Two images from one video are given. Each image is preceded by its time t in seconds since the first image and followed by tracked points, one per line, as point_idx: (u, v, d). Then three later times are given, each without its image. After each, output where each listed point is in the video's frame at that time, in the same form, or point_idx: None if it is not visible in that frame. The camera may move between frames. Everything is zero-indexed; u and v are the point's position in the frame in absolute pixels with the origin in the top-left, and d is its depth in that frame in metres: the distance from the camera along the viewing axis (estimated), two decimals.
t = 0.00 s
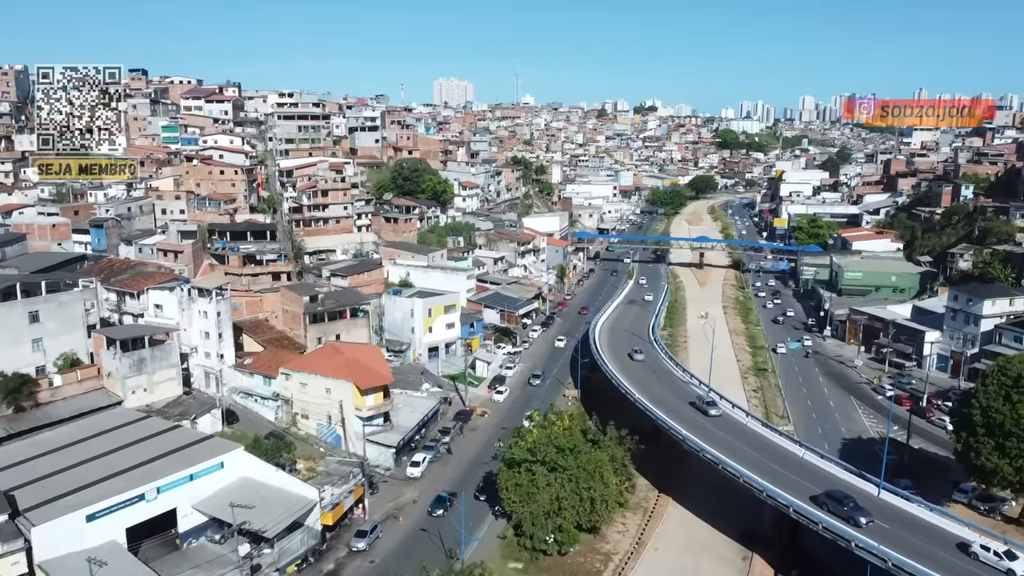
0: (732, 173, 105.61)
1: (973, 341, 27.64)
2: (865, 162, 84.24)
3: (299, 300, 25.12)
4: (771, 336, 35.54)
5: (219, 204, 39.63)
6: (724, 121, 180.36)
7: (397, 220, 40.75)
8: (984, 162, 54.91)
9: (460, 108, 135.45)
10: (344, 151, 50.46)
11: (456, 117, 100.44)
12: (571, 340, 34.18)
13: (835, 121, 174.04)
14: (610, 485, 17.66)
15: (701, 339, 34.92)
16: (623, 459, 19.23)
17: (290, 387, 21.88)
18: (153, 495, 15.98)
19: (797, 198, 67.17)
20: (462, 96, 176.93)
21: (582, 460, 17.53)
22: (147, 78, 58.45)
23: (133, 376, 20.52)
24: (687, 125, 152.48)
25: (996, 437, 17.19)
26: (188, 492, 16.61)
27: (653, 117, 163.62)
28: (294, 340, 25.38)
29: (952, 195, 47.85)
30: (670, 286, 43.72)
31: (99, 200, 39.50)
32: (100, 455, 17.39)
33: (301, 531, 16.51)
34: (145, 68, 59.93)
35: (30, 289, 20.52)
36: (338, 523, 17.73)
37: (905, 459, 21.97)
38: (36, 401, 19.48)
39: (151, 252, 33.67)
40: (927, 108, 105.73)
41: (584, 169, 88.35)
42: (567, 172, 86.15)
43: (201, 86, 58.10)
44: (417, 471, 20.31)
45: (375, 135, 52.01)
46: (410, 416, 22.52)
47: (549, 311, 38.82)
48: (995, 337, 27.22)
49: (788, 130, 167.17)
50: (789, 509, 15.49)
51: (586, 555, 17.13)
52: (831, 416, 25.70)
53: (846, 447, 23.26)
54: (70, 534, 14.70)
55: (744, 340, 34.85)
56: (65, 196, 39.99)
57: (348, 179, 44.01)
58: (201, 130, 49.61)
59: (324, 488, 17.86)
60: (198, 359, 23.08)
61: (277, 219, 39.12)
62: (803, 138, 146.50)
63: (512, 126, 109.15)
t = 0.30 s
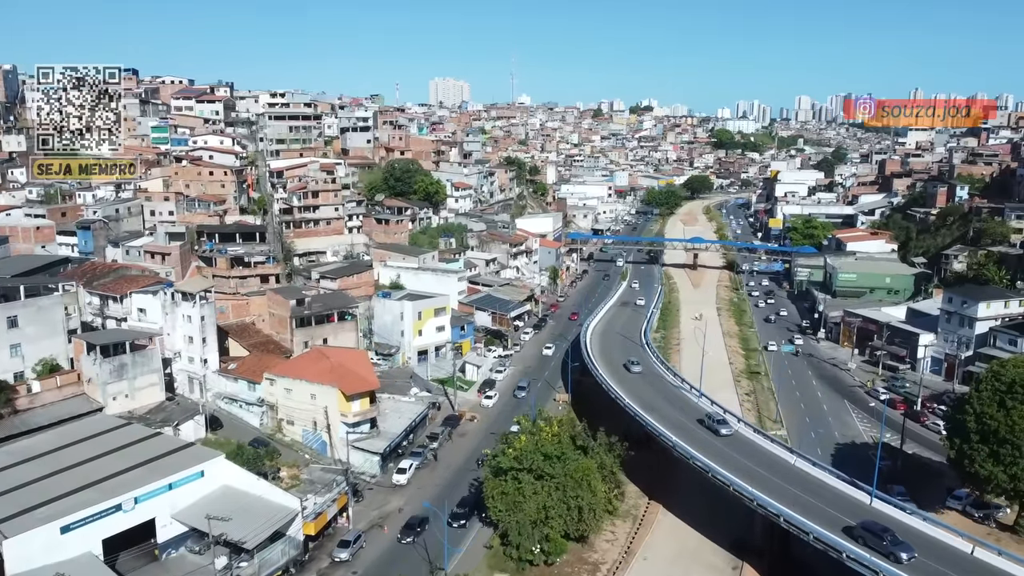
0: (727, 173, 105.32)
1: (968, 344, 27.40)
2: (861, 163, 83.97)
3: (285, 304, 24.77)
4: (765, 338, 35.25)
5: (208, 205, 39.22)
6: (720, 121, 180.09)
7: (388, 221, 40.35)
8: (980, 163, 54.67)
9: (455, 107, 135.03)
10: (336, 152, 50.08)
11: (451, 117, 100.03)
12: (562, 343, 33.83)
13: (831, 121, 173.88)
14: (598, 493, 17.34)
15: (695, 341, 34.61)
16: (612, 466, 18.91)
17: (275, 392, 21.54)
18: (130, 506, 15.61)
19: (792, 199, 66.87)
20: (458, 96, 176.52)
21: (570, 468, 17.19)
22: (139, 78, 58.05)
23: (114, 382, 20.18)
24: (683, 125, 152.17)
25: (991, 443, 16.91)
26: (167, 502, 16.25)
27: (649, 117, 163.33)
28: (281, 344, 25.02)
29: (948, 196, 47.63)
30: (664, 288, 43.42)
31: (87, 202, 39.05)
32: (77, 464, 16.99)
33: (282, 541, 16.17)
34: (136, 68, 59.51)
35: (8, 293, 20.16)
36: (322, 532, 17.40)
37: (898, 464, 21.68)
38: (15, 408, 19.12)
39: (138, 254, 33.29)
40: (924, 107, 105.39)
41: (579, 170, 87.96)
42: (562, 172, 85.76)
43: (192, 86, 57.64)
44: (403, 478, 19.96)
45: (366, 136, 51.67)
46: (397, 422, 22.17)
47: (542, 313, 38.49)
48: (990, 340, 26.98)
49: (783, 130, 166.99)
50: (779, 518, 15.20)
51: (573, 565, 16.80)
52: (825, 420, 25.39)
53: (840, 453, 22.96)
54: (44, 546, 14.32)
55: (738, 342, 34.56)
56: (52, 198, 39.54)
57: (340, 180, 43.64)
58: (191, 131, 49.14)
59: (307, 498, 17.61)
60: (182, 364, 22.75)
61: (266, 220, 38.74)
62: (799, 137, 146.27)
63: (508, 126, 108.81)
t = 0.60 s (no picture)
0: (726, 174, 105.04)
1: (966, 348, 27.10)
2: (859, 163, 83.69)
3: (274, 308, 24.43)
4: (762, 341, 34.94)
5: (200, 207, 38.89)
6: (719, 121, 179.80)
7: (382, 223, 39.99)
8: (978, 163, 54.32)
9: (453, 108, 134.92)
10: (331, 153, 49.81)
11: (448, 117, 99.75)
12: (557, 346, 33.50)
13: (829, 121, 173.61)
14: (589, 503, 17.01)
15: (691, 344, 34.28)
16: (604, 474, 18.57)
17: (263, 399, 21.21)
18: (111, 516, 15.28)
19: (790, 199, 66.56)
20: (456, 96, 176.28)
21: (561, 477, 16.87)
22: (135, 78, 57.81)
23: (98, 389, 19.84)
24: (681, 125, 151.94)
25: (988, 452, 16.61)
26: (149, 512, 15.91)
27: (647, 117, 163.07)
28: (270, 349, 24.69)
29: (946, 197, 47.35)
30: (660, 290, 43.11)
31: (78, 204, 38.72)
32: (57, 473, 16.61)
33: (266, 553, 15.89)
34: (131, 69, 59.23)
35: None
36: (308, 543, 17.10)
37: (896, 471, 21.36)
38: None
39: (129, 256, 32.98)
40: (924, 107, 104.99)
41: (577, 170, 87.69)
42: (559, 172, 85.48)
43: (187, 86, 57.33)
44: (392, 487, 19.61)
45: (361, 137, 51.41)
46: (386, 428, 21.85)
47: (537, 316, 38.17)
48: (988, 344, 26.69)
49: (782, 130, 166.77)
50: (773, 529, 14.87)
51: None
52: (821, 425, 25.07)
53: (836, 459, 22.65)
54: (21, 559, 13.97)
55: (734, 346, 34.24)
56: (44, 200, 39.24)
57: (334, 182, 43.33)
58: (185, 131, 48.83)
59: (293, 508, 17.33)
60: (168, 370, 22.42)
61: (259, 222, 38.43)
62: (798, 137, 145.98)
63: (505, 126, 108.58)
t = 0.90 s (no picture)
0: (721, 174, 104.87)
1: (961, 352, 26.88)
2: (854, 164, 83.54)
3: (260, 313, 24.08)
4: (756, 344, 34.67)
5: (189, 209, 38.49)
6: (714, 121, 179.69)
7: (373, 225, 39.60)
8: (973, 165, 54.21)
9: (448, 108, 134.68)
10: (323, 155, 49.50)
11: (442, 117, 99.37)
12: (549, 350, 33.17)
13: (825, 121, 173.65)
14: (577, 513, 16.69)
15: (684, 348, 34.00)
16: (593, 483, 18.26)
17: (247, 406, 20.86)
18: (87, 530, 14.90)
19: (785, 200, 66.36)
20: (452, 96, 175.89)
21: (548, 487, 16.54)
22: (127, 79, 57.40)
23: (79, 397, 19.49)
24: (676, 125, 151.84)
25: (983, 461, 16.33)
26: (126, 525, 15.54)
27: (642, 117, 162.88)
28: (256, 354, 24.35)
29: (941, 199, 47.16)
30: (654, 292, 42.83)
31: (65, 206, 38.27)
32: (33, 485, 16.19)
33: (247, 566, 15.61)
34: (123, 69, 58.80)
35: None
36: (290, 555, 16.78)
37: (889, 478, 21.09)
38: None
39: (116, 260, 32.59)
40: (918, 108, 104.91)
41: (571, 170, 87.43)
42: (554, 172, 85.18)
43: (179, 87, 56.90)
44: (378, 496, 19.27)
45: (353, 138, 51.12)
46: (373, 435, 21.52)
47: (529, 319, 37.84)
48: (983, 348, 26.47)
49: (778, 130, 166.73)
50: (764, 541, 14.54)
51: None
52: (814, 431, 24.80)
53: (829, 466, 22.37)
54: None
55: (728, 349, 33.95)
56: (31, 202, 38.82)
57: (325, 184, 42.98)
58: (175, 133, 48.41)
59: (275, 521, 17.03)
60: (152, 377, 22.07)
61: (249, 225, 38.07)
62: (793, 138, 145.95)
63: (500, 127, 108.23)
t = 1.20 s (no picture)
0: (714, 174, 104.77)
1: (953, 355, 26.69)
2: (846, 164, 83.53)
3: (245, 318, 23.71)
4: (748, 347, 34.40)
5: (176, 211, 38.00)
6: (707, 121, 179.68)
7: (362, 227, 39.22)
8: (965, 166, 54.07)
9: (440, 109, 134.29)
10: (312, 157, 49.08)
11: (435, 118, 98.91)
12: (539, 354, 32.87)
13: (818, 122, 173.87)
14: (563, 524, 16.38)
15: (675, 351, 33.75)
16: (580, 492, 17.98)
17: (230, 414, 20.50)
18: (60, 544, 14.47)
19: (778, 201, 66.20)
20: (445, 96, 175.45)
21: (535, 497, 16.25)
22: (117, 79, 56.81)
23: (56, 406, 19.08)
24: (670, 125, 151.79)
25: (975, 470, 16.10)
26: (102, 538, 15.13)
27: (635, 117, 162.74)
28: (240, 360, 23.96)
29: (933, 200, 47.02)
30: (645, 295, 42.56)
31: (49, 208, 37.72)
32: (7, 496, 15.73)
33: None
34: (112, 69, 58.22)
35: None
36: (271, 568, 16.39)
37: (881, 485, 20.85)
38: None
39: (101, 263, 32.12)
40: (911, 108, 105.01)
41: (564, 171, 87.16)
42: (547, 173, 84.87)
43: (168, 88, 56.33)
44: (362, 505, 18.94)
45: (342, 139, 50.73)
46: (358, 443, 21.19)
47: (519, 322, 37.53)
48: (975, 351, 26.30)
49: (771, 131, 166.85)
50: (752, 552, 14.25)
51: None
52: (805, 436, 24.57)
53: (821, 472, 22.13)
54: None
55: (719, 352, 33.72)
56: (15, 205, 38.30)
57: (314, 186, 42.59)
58: (163, 134, 47.86)
59: (255, 533, 16.65)
60: (133, 384, 21.68)
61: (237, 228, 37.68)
62: (786, 138, 146.02)
63: (493, 127, 107.90)
